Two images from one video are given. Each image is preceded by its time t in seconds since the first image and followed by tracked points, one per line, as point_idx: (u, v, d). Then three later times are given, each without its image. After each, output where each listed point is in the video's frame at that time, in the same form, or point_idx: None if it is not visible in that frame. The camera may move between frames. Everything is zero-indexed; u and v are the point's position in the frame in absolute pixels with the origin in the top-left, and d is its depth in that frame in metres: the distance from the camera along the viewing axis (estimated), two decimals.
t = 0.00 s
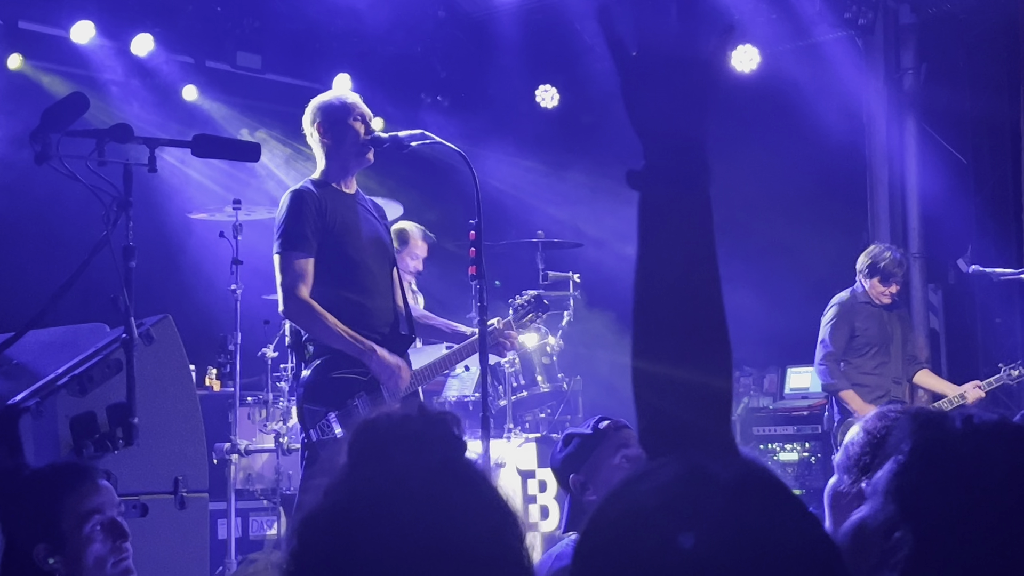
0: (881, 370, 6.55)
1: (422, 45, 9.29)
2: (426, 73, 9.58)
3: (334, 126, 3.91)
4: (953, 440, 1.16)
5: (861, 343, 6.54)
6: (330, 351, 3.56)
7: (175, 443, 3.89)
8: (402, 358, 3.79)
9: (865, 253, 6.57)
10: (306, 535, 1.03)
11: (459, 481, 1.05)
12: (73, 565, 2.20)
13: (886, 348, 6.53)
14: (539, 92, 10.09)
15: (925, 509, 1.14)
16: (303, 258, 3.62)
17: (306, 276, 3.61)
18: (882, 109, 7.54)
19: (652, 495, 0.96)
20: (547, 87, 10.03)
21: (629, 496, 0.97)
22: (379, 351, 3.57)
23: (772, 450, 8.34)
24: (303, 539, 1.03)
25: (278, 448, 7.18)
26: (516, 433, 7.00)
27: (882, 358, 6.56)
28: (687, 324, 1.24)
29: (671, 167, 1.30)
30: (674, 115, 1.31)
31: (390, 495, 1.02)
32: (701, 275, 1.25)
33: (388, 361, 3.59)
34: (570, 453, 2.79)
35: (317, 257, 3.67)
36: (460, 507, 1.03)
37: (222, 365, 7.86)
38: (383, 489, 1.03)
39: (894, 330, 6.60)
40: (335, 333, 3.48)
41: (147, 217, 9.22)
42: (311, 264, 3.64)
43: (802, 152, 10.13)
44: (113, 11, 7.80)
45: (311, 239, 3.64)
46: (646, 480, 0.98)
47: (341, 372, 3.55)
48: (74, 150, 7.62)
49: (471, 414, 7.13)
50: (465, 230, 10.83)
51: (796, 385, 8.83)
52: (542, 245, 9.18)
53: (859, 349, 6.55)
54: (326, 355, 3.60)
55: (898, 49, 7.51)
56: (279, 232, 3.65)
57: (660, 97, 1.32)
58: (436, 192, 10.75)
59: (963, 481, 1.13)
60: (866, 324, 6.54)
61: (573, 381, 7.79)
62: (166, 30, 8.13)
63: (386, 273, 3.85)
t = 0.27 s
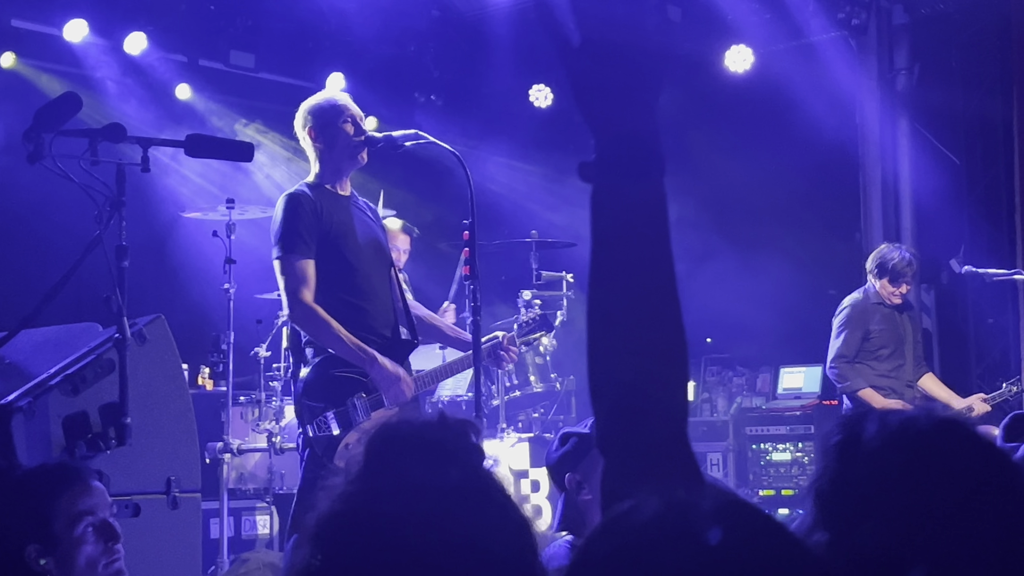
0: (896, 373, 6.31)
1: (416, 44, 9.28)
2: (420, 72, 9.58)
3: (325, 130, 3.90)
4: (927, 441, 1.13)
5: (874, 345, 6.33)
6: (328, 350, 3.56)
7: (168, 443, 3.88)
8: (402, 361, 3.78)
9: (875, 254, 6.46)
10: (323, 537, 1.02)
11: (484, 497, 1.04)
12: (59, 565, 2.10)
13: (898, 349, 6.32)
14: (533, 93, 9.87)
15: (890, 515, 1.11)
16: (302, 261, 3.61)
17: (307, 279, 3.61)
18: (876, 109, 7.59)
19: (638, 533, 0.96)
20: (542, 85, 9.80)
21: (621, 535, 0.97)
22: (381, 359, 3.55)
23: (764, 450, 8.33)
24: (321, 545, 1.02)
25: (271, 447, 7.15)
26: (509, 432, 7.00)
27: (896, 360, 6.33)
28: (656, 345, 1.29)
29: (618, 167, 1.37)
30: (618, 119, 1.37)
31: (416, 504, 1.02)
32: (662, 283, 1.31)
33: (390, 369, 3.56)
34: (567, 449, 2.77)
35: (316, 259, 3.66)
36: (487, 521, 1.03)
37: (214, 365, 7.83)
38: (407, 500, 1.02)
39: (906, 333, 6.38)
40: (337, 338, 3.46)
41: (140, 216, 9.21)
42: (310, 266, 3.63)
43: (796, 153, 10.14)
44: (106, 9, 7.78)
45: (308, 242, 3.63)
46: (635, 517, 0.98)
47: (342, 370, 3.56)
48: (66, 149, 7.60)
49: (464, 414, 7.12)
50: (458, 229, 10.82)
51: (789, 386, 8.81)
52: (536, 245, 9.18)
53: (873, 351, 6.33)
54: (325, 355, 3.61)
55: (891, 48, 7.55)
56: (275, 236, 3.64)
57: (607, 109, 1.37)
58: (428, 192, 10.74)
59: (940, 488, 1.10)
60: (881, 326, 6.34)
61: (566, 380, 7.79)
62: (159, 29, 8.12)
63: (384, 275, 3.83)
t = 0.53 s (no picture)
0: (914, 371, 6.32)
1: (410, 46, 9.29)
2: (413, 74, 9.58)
3: (321, 135, 3.91)
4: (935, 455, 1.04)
5: (893, 347, 6.31)
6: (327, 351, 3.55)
7: (162, 446, 3.88)
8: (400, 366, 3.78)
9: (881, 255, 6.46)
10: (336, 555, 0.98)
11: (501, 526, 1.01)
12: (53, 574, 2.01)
13: (914, 348, 6.32)
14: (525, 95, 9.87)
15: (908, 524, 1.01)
16: (304, 263, 3.59)
17: (309, 281, 3.58)
18: (869, 112, 7.60)
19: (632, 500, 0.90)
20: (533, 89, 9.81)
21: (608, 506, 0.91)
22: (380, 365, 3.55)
23: (757, 451, 8.36)
24: (331, 561, 0.98)
25: (264, 450, 7.16)
26: (503, 435, 7.00)
27: (911, 359, 6.33)
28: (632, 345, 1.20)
29: (591, 177, 1.25)
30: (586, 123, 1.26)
31: (439, 532, 0.98)
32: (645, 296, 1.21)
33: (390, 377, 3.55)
34: (570, 448, 2.76)
35: (317, 262, 3.65)
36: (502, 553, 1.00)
37: (209, 366, 7.85)
38: (430, 527, 0.98)
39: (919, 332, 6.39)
40: (337, 342, 3.46)
41: (134, 218, 9.22)
42: (311, 267, 3.62)
43: (791, 154, 10.14)
44: (100, 11, 7.78)
45: (308, 243, 3.62)
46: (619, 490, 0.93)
47: (337, 372, 3.55)
48: (60, 151, 7.60)
49: (458, 416, 7.15)
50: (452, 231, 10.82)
51: (782, 388, 8.84)
52: (530, 248, 9.18)
53: (893, 353, 6.32)
54: (322, 355, 3.60)
55: (884, 53, 7.57)
56: (276, 238, 3.64)
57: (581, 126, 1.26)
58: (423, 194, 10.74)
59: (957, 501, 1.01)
60: (896, 327, 6.31)
61: (560, 383, 7.80)
62: (153, 30, 8.11)
63: (381, 280, 3.84)
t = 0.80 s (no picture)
0: (919, 371, 6.32)
1: (406, 47, 9.30)
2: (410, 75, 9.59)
3: (316, 134, 3.91)
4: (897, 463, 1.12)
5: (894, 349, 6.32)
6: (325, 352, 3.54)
7: (157, 447, 3.89)
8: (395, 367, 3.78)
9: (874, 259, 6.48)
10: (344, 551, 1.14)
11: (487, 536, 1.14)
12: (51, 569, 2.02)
13: (916, 348, 6.32)
14: (523, 95, 10.00)
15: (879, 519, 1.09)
16: (301, 262, 3.59)
17: (308, 281, 3.59)
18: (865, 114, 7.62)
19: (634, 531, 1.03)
20: (531, 87, 9.94)
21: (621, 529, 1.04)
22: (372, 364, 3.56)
23: (752, 453, 8.38)
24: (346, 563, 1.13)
25: (260, 450, 7.15)
26: (498, 436, 7.01)
27: (915, 359, 6.33)
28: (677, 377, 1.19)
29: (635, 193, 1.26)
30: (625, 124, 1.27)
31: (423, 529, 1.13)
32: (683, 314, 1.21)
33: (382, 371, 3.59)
34: (566, 450, 2.71)
35: (314, 261, 3.65)
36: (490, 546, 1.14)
37: (203, 367, 7.84)
38: (413, 528, 1.12)
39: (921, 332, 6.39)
40: (329, 338, 3.47)
41: (130, 218, 9.21)
42: (310, 267, 3.62)
43: (788, 157, 10.16)
44: (97, 10, 7.78)
45: (307, 243, 3.62)
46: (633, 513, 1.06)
47: (334, 373, 3.54)
48: (56, 151, 7.60)
49: (453, 417, 7.16)
50: (448, 232, 10.83)
51: (777, 390, 8.84)
52: (526, 249, 9.19)
53: (893, 355, 6.33)
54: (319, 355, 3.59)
55: (881, 53, 7.65)
56: (274, 236, 3.63)
57: (623, 119, 1.27)
58: (418, 194, 10.75)
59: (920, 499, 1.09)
60: (894, 328, 6.33)
61: (556, 384, 7.80)
62: (150, 30, 8.11)
63: (376, 280, 3.84)
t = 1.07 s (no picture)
0: (917, 374, 6.34)
1: (402, 47, 9.30)
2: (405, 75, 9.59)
3: (312, 135, 3.91)
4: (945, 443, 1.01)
5: (890, 352, 6.39)
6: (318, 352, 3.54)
7: (153, 448, 3.88)
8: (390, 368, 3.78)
9: (879, 258, 6.48)
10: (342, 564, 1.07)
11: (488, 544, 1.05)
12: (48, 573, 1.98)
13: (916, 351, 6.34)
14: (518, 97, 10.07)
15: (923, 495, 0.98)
16: (291, 261, 3.59)
17: (296, 279, 3.58)
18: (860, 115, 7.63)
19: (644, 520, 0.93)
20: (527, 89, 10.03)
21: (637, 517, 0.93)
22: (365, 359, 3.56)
23: (749, 454, 8.38)
24: None
25: (256, 451, 7.15)
26: (494, 437, 7.01)
27: (913, 362, 6.35)
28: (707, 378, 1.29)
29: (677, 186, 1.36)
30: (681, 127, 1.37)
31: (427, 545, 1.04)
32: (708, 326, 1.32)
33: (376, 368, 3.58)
34: (561, 451, 2.70)
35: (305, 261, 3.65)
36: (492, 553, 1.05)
37: (199, 368, 7.84)
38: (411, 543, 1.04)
39: (922, 334, 6.39)
40: (320, 337, 3.46)
41: (126, 219, 9.21)
42: (302, 267, 3.62)
43: (783, 157, 10.16)
44: (92, 11, 7.77)
45: (298, 243, 3.62)
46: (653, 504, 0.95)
47: (329, 373, 3.55)
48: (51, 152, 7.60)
49: (449, 418, 7.16)
50: (444, 233, 10.83)
51: (774, 391, 8.84)
52: (521, 250, 9.20)
53: (891, 358, 6.40)
54: (312, 356, 3.59)
55: (877, 55, 7.75)
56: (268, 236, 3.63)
57: (660, 122, 1.37)
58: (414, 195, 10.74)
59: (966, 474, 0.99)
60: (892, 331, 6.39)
61: (551, 385, 7.82)
62: (146, 31, 8.11)
63: (371, 280, 3.83)
